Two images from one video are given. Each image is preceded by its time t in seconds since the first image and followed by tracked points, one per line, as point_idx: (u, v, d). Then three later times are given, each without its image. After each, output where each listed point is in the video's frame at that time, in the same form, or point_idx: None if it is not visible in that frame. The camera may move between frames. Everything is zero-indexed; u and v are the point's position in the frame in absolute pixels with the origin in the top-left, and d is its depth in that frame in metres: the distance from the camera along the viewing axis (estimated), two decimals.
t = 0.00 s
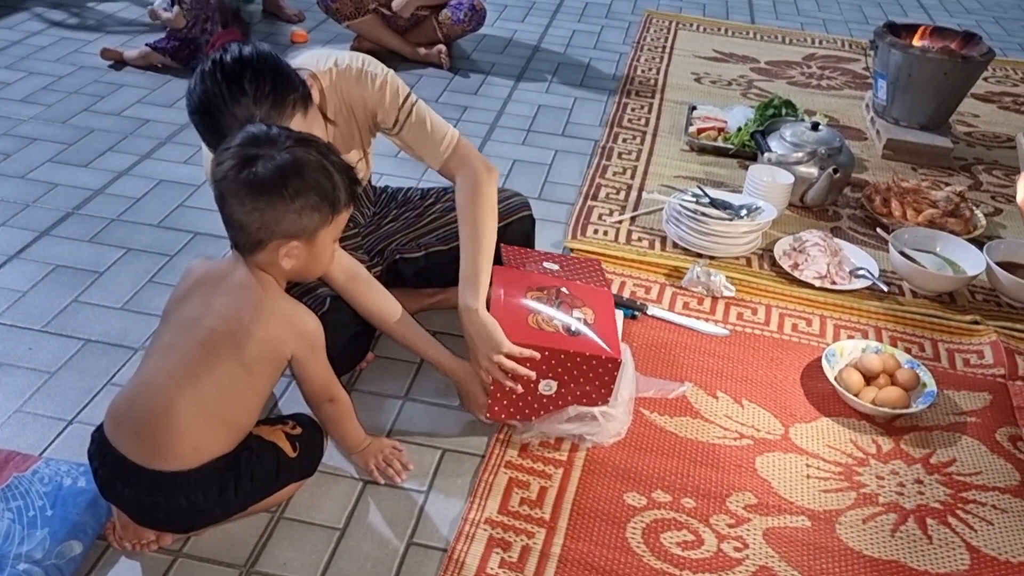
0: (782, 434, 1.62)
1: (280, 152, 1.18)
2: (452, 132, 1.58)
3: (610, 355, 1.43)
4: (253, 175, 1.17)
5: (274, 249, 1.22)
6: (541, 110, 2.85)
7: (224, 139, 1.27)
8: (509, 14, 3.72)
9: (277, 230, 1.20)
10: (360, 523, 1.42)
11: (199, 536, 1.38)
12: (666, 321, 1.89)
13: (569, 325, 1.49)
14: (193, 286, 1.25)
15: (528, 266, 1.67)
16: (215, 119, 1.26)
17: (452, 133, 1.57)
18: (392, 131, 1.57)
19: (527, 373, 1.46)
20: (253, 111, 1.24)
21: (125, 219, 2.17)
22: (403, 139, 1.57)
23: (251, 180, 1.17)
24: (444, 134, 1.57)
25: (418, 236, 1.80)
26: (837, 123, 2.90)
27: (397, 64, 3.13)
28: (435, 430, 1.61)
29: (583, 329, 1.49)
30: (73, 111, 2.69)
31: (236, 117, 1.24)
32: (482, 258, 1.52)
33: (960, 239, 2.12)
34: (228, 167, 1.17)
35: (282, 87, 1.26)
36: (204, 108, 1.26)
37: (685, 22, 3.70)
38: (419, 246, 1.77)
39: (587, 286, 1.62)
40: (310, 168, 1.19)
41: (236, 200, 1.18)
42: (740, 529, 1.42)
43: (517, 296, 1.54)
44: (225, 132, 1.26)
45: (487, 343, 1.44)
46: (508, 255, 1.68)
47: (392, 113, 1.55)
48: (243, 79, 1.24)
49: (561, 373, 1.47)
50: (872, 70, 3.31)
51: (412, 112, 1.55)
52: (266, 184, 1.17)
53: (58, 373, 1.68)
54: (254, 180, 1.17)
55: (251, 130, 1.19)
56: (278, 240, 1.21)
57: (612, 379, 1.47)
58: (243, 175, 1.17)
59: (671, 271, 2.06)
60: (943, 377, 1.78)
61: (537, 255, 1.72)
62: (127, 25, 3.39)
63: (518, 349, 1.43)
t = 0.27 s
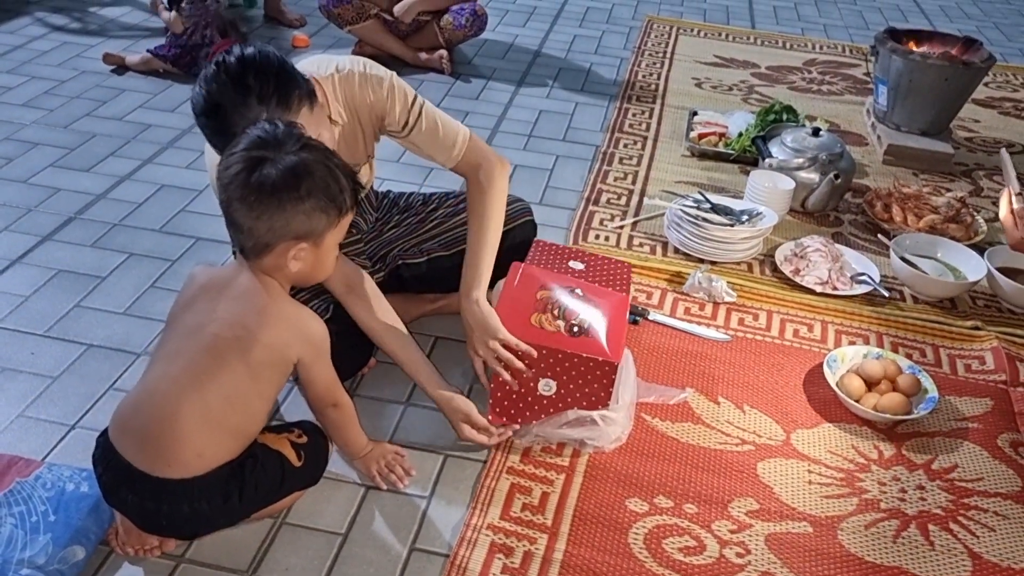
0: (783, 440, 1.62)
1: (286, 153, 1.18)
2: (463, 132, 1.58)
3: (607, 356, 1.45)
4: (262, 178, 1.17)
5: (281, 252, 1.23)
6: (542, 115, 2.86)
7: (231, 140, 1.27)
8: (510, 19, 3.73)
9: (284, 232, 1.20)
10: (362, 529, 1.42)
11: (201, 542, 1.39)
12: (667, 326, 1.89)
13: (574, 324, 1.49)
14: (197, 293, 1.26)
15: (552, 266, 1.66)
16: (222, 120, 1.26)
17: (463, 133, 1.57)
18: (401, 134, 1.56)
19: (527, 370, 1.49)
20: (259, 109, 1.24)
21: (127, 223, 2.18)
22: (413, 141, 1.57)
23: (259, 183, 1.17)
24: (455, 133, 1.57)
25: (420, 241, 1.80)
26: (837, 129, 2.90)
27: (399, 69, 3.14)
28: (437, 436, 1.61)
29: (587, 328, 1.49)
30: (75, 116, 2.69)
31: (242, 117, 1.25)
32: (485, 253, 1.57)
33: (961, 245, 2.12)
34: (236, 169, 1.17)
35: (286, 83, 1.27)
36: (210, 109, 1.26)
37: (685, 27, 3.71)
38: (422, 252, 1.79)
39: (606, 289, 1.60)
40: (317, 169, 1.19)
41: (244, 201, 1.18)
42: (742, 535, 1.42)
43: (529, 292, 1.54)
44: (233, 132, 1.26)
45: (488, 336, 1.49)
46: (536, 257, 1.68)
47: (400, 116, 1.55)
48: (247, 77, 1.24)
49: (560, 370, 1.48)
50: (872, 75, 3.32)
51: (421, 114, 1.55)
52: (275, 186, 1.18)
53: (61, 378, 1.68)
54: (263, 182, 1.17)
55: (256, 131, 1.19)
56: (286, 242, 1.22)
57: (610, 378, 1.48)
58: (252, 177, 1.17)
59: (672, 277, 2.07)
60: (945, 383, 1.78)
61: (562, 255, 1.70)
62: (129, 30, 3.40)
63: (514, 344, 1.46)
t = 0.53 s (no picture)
0: (783, 443, 1.62)
1: (286, 158, 1.19)
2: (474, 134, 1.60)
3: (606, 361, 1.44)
4: (261, 182, 1.18)
5: (282, 256, 1.22)
6: (542, 117, 2.86)
7: (249, 119, 1.27)
8: (510, 22, 3.73)
9: (286, 236, 1.20)
10: (361, 532, 1.42)
11: (200, 545, 1.38)
12: (667, 329, 1.89)
13: (569, 331, 1.48)
14: (198, 297, 1.25)
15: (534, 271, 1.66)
16: (240, 97, 1.26)
17: (473, 136, 1.59)
18: (411, 137, 1.58)
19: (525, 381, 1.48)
20: (279, 82, 1.25)
21: (126, 226, 2.18)
22: (422, 144, 1.59)
23: (259, 187, 1.18)
24: (466, 137, 1.59)
25: (420, 244, 1.80)
26: (837, 131, 2.90)
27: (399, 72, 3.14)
28: (436, 439, 1.61)
29: (584, 334, 1.48)
30: (75, 119, 2.69)
31: (258, 96, 1.25)
32: (489, 251, 1.58)
33: (961, 247, 2.12)
34: (235, 175, 1.18)
35: (303, 63, 1.28)
36: (227, 90, 1.26)
37: (685, 30, 3.71)
38: (421, 255, 1.78)
39: (593, 293, 1.61)
40: (316, 172, 1.20)
41: (241, 208, 1.19)
42: (742, 538, 1.42)
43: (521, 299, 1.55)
44: (251, 110, 1.26)
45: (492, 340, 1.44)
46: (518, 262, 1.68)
47: (411, 118, 1.57)
48: (265, 55, 1.26)
49: (559, 379, 1.47)
50: (872, 77, 3.32)
51: (431, 117, 1.57)
52: (272, 192, 1.18)
53: (60, 381, 1.67)
54: (261, 186, 1.18)
55: (256, 138, 1.20)
56: (287, 246, 1.21)
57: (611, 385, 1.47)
58: (250, 182, 1.18)
59: (672, 279, 2.06)
60: (945, 385, 1.78)
61: (545, 262, 1.72)
62: (129, 33, 3.40)
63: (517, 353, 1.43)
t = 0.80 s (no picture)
0: (784, 447, 1.61)
1: (278, 165, 1.18)
2: (481, 130, 1.62)
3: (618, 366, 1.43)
4: (253, 193, 1.17)
5: (280, 265, 1.23)
6: (542, 121, 2.86)
7: (257, 120, 1.27)
8: (510, 25, 3.73)
9: (282, 245, 1.20)
10: (361, 537, 1.41)
11: (199, 551, 1.38)
12: (667, 333, 1.89)
13: (577, 337, 1.49)
14: (199, 303, 1.25)
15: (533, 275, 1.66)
16: (250, 98, 1.26)
17: (480, 132, 1.61)
18: (417, 137, 1.59)
19: (531, 380, 1.44)
20: (289, 85, 1.25)
21: (126, 231, 2.18)
22: (428, 143, 1.60)
23: (251, 198, 1.17)
24: (473, 133, 1.61)
25: (420, 248, 1.79)
26: (837, 134, 2.90)
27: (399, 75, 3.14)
28: (436, 443, 1.61)
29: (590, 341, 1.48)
30: (75, 123, 2.69)
31: (268, 98, 1.25)
32: (506, 236, 1.58)
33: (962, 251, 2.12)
34: (227, 187, 1.18)
35: (314, 68, 1.28)
36: (237, 90, 1.26)
37: (685, 33, 3.71)
38: (422, 259, 1.78)
39: (592, 298, 1.62)
40: (308, 178, 1.19)
41: (234, 219, 1.18)
42: (743, 542, 1.41)
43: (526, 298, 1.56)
44: (261, 111, 1.26)
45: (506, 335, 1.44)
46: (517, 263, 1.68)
47: (417, 118, 1.58)
48: (277, 57, 1.26)
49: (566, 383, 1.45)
50: (872, 80, 3.32)
51: (438, 115, 1.58)
52: (265, 202, 1.18)
53: (59, 386, 1.67)
54: (253, 198, 1.17)
55: (246, 148, 1.20)
56: (285, 254, 1.22)
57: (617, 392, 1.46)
58: (242, 194, 1.18)
59: (672, 282, 2.06)
60: (946, 389, 1.77)
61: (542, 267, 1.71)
62: (129, 37, 3.41)
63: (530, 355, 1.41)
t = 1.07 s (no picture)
0: (783, 449, 1.61)
1: (260, 176, 1.18)
2: (479, 133, 1.62)
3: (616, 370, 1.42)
4: (237, 206, 1.17)
5: (272, 275, 1.23)
6: (539, 122, 2.85)
7: (248, 136, 1.27)
8: (507, 27, 3.73)
9: (272, 255, 1.20)
10: (359, 543, 1.41)
11: (196, 559, 1.37)
12: (666, 335, 1.88)
13: (574, 339, 1.48)
14: (194, 311, 1.25)
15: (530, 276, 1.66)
16: (242, 115, 1.26)
17: (478, 135, 1.61)
18: (413, 141, 1.58)
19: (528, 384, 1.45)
20: (282, 102, 1.25)
21: (123, 236, 2.17)
22: (425, 148, 1.58)
23: (234, 211, 1.17)
24: (470, 135, 1.60)
25: (417, 252, 1.79)
26: (836, 133, 2.89)
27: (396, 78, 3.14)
28: (434, 448, 1.60)
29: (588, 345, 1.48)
30: (72, 129, 2.69)
31: (259, 112, 1.25)
32: (503, 236, 1.58)
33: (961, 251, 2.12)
34: (213, 201, 1.18)
35: (308, 84, 1.28)
36: (229, 104, 1.26)
37: (682, 33, 3.71)
38: (419, 262, 1.77)
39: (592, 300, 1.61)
40: (292, 189, 1.18)
41: (220, 232, 1.18)
42: (742, 545, 1.41)
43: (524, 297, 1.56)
44: (252, 128, 1.26)
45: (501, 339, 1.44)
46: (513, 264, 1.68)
47: (414, 124, 1.57)
48: (271, 74, 1.26)
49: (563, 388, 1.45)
50: (870, 79, 3.31)
51: (434, 119, 1.57)
52: (251, 214, 1.17)
53: (56, 393, 1.67)
54: (238, 211, 1.17)
55: (228, 160, 1.19)
56: (275, 264, 1.22)
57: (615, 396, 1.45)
58: (228, 208, 1.17)
59: (671, 284, 2.05)
60: (946, 389, 1.77)
61: (539, 267, 1.71)
62: (126, 42, 3.40)
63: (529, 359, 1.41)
